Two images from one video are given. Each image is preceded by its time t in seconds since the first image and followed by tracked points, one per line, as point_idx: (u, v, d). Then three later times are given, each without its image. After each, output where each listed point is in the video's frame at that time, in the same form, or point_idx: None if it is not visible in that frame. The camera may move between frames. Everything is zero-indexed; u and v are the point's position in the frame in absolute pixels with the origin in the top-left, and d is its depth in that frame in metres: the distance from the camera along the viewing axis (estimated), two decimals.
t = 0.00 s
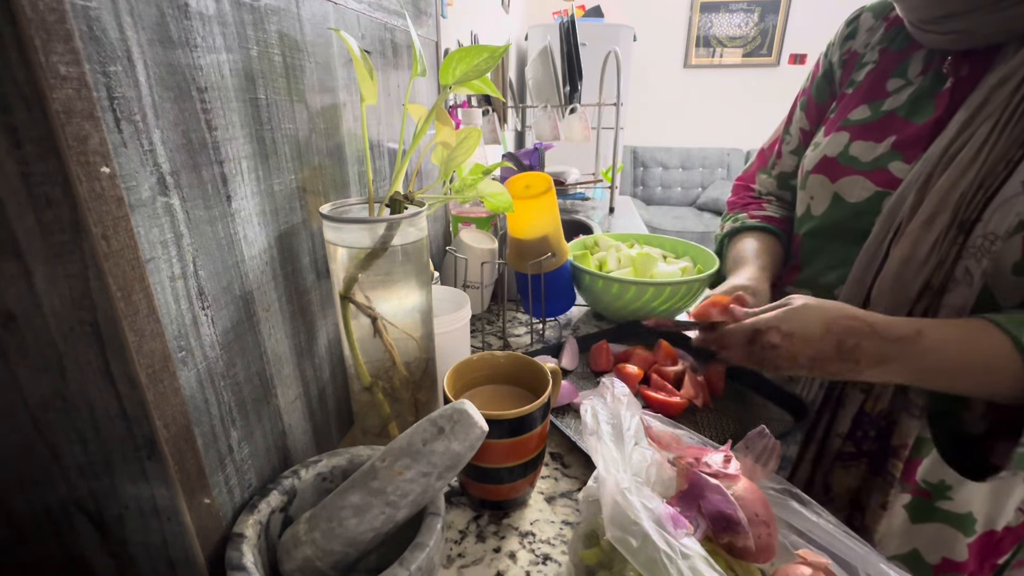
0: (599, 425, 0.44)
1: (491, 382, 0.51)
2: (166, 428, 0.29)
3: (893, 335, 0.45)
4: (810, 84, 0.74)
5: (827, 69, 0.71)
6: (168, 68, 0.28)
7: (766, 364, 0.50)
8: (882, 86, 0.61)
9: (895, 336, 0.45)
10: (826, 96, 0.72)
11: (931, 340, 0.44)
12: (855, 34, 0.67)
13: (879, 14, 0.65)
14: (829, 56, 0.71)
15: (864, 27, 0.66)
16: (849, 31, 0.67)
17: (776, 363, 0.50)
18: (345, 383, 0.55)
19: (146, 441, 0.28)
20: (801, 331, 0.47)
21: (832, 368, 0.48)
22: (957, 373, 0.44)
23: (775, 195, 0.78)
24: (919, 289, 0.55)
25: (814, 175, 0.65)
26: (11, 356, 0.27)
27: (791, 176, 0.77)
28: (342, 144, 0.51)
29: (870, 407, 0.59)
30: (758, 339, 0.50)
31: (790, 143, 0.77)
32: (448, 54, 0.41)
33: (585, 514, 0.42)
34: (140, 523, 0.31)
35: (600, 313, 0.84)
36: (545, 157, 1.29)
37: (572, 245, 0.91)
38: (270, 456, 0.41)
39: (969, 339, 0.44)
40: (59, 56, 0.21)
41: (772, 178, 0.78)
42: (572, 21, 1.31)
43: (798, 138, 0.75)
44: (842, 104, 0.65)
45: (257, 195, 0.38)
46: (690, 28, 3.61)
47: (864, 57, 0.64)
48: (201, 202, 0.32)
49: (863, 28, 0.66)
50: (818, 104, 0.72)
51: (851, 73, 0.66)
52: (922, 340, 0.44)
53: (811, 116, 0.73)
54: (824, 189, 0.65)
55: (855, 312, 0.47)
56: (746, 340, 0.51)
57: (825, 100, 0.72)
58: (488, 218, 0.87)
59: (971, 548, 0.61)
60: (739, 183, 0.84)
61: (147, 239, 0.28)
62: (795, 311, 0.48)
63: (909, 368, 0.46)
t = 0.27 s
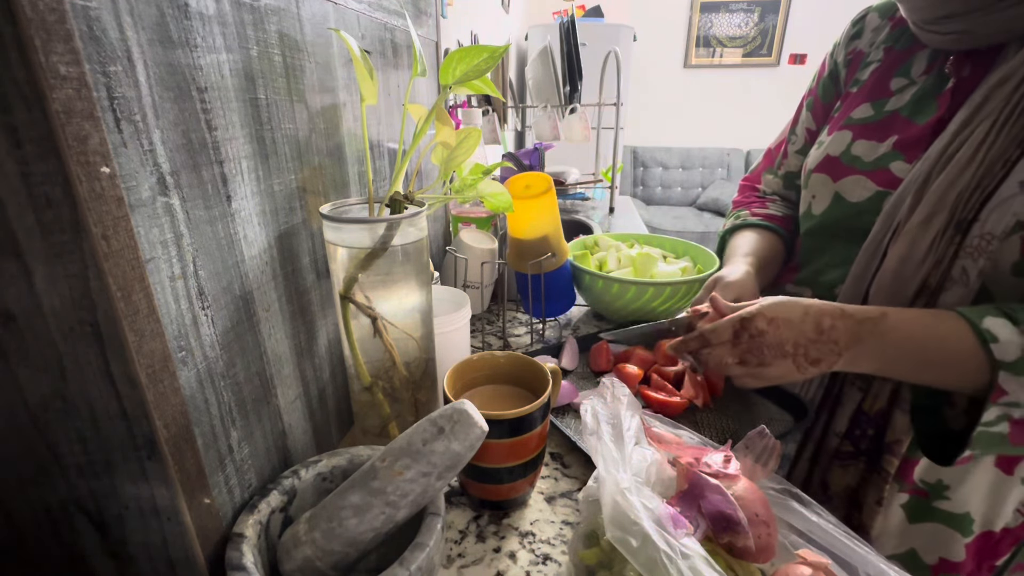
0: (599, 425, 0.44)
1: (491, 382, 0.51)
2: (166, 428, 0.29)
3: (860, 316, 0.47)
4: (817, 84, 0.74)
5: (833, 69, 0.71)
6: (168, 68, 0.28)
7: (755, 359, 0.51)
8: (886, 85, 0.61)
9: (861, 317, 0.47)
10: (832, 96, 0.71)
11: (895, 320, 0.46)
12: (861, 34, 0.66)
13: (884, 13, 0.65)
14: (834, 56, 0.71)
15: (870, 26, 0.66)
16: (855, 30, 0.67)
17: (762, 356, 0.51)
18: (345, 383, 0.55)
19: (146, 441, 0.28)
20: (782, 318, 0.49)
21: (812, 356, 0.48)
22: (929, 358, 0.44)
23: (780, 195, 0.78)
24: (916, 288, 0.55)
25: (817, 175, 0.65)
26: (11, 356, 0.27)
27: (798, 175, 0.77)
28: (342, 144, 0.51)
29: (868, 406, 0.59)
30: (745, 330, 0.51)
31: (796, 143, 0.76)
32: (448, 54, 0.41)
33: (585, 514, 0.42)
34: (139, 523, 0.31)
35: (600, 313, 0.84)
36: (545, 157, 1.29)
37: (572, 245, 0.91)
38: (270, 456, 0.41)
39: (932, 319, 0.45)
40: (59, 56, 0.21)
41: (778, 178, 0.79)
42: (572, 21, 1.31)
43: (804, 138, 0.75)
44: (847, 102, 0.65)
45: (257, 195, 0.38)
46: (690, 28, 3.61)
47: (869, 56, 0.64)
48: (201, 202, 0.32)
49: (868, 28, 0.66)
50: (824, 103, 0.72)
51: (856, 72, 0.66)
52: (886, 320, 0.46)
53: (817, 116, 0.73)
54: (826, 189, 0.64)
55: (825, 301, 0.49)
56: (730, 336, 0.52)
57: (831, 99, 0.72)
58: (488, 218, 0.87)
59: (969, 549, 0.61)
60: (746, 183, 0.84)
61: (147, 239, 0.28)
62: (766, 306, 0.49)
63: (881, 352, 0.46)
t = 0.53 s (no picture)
0: (598, 426, 0.44)
1: (491, 382, 0.51)
2: (166, 428, 0.29)
3: (865, 326, 0.46)
4: (821, 85, 0.74)
5: (837, 69, 0.71)
6: (168, 68, 0.28)
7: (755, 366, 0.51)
8: (888, 85, 0.61)
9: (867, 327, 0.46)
10: (836, 96, 0.71)
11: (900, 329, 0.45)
12: (865, 35, 0.67)
13: (887, 14, 0.65)
14: (839, 56, 0.71)
15: (875, 27, 0.66)
16: (859, 31, 0.68)
17: (763, 364, 0.50)
18: (345, 383, 0.55)
19: (146, 441, 0.28)
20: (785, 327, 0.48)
21: (815, 365, 0.48)
22: (933, 366, 0.44)
23: (782, 194, 0.78)
24: (916, 285, 0.55)
25: (819, 174, 0.65)
26: (11, 356, 0.27)
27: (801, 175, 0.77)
28: (342, 144, 0.51)
29: (867, 404, 0.59)
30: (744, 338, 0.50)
31: (799, 143, 0.76)
32: (448, 54, 0.41)
33: (585, 514, 0.42)
34: (140, 523, 0.31)
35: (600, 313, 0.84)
36: (545, 157, 1.29)
37: (572, 245, 0.91)
38: (270, 456, 0.41)
39: (937, 329, 0.44)
40: (59, 56, 0.21)
41: (782, 177, 0.79)
42: (572, 21, 1.31)
43: (808, 138, 0.75)
44: (849, 103, 0.65)
45: (257, 195, 0.38)
46: (690, 28, 3.61)
47: (873, 56, 0.64)
48: (201, 202, 0.32)
49: (873, 28, 0.66)
50: (828, 104, 0.72)
51: (859, 72, 0.66)
52: (890, 329, 0.45)
53: (822, 116, 0.73)
54: (828, 189, 0.64)
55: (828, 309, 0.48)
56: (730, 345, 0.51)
57: (835, 99, 0.72)
58: (488, 218, 0.87)
59: (969, 548, 0.61)
60: (748, 184, 0.84)
61: (147, 239, 0.28)
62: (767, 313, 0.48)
63: (884, 361, 0.46)
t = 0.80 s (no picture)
0: (599, 425, 0.44)
1: (491, 382, 0.51)
2: (166, 428, 0.29)
3: (862, 312, 0.47)
4: (822, 85, 0.74)
5: (839, 69, 0.71)
6: (168, 68, 0.28)
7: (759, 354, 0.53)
8: (891, 85, 0.61)
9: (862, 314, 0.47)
10: (837, 96, 0.71)
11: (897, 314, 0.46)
12: (866, 35, 0.67)
13: (889, 14, 0.65)
14: (840, 56, 0.71)
15: (875, 27, 0.66)
16: (860, 32, 0.68)
17: (768, 351, 0.53)
18: (346, 383, 0.55)
19: (146, 441, 0.28)
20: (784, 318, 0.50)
21: (815, 350, 0.50)
22: (929, 352, 0.45)
23: (785, 196, 0.78)
24: (923, 286, 0.55)
25: (823, 176, 0.65)
26: (11, 356, 0.27)
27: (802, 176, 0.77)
28: (342, 144, 0.51)
29: (872, 403, 0.59)
30: (750, 330, 0.53)
31: (801, 142, 0.76)
32: (448, 54, 0.41)
33: (585, 514, 0.42)
34: (140, 523, 0.31)
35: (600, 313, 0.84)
36: (545, 157, 1.29)
37: (572, 245, 0.91)
38: (270, 456, 0.41)
39: (935, 315, 0.44)
40: (59, 56, 0.21)
41: (784, 177, 0.79)
42: (572, 21, 1.31)
43: (810, 138, 0.75)
44: (852, 104, 0.65)
45: (257, 195, 0.38)
46: (690, 28, 3.61)
47: (874, 57, 0.64)
48: (201, 202, 0.32)
49: (874, 28, 0.66)
50: (829, 104, 0.72)
51: (861, 72, 0.66)
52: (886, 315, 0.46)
53: (823, 116, 0.73)
54: (832, 190, 0.65)
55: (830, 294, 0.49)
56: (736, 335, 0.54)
57: (837, 99, 0.72)
58: (488, 218, 0.87)
59: (974, 547, 0.60)
60: (748, 183, 0.85)
61: (147, 239, 0.28)
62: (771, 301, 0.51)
63: (882, 347, 0.47)
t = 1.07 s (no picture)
0: (599, 425, 0.44)
1: (491, 382, 0.51)
2: (166, 428, 0.29)
3: (840, 305, 0.48)
4: (822, 83, 0.74)
5: (840, 68, 0.71)
6: (168, 68, 0.28)
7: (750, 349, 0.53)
8: (891, 85, 0.61)
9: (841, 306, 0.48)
10: (838, 95, 0.71)
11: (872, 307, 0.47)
12: (866, 34, 0.67)
13: (889, 13, 0.65)
14: (840, 55, 0.71)
15: (876, 26, 0.66)
16: (860, 30, 0.68)
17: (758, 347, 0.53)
18: (346, 383, 0.55)
19: (146, 441, 0.28)
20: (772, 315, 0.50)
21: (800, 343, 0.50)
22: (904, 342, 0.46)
23: (786, 195, 0.79)
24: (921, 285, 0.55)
25: (823, 175, 0.65)
26: (11, 356, 0.27)
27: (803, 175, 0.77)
28: (342, 144, 0.51)
29: (871, 399, 0.59)
30: (744, 331, 0.52)
31: (802, 142, 0.76)
32: (448, 54, 0.41)
33: (585, 514, 0.42)
34: (139, 523, 0.31)
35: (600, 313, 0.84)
36: (545, 157, 1.29)
37: (572, 245, 0.91)
38: (270, 456, 0.41)
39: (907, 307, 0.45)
40: (59, 56, 0.21)
41: (784, 177, 0.79)
42: (572, 21, 1.31)
43: (811, 136, 0.75)
44: (852, 102, 0.65)
45: (257, 195, 0.38)
46: (690, 28, 3.61)
47: (875, 56, 0.64)
48: (201, 202, 0.32)
49: (874, 28, 0.66)
50: (830, 103, 0.72)
51: (862, 71, 0.66)
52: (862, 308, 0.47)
53: (824, 115, 0.73)
54: (832, 189, 0.65)
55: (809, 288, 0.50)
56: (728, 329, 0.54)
57: (837, 98, 0.72)
58: (488, 218, 0.87)
59: (976, 544, 0.60)
60: (748, 182, 0.85)
61: (147, 239, 0.28)
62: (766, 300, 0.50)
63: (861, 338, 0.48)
